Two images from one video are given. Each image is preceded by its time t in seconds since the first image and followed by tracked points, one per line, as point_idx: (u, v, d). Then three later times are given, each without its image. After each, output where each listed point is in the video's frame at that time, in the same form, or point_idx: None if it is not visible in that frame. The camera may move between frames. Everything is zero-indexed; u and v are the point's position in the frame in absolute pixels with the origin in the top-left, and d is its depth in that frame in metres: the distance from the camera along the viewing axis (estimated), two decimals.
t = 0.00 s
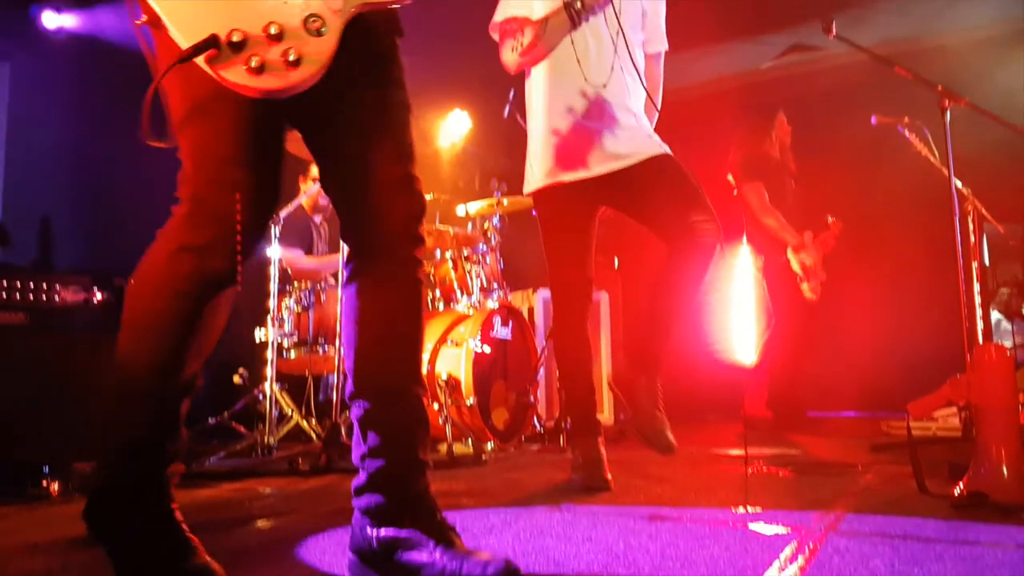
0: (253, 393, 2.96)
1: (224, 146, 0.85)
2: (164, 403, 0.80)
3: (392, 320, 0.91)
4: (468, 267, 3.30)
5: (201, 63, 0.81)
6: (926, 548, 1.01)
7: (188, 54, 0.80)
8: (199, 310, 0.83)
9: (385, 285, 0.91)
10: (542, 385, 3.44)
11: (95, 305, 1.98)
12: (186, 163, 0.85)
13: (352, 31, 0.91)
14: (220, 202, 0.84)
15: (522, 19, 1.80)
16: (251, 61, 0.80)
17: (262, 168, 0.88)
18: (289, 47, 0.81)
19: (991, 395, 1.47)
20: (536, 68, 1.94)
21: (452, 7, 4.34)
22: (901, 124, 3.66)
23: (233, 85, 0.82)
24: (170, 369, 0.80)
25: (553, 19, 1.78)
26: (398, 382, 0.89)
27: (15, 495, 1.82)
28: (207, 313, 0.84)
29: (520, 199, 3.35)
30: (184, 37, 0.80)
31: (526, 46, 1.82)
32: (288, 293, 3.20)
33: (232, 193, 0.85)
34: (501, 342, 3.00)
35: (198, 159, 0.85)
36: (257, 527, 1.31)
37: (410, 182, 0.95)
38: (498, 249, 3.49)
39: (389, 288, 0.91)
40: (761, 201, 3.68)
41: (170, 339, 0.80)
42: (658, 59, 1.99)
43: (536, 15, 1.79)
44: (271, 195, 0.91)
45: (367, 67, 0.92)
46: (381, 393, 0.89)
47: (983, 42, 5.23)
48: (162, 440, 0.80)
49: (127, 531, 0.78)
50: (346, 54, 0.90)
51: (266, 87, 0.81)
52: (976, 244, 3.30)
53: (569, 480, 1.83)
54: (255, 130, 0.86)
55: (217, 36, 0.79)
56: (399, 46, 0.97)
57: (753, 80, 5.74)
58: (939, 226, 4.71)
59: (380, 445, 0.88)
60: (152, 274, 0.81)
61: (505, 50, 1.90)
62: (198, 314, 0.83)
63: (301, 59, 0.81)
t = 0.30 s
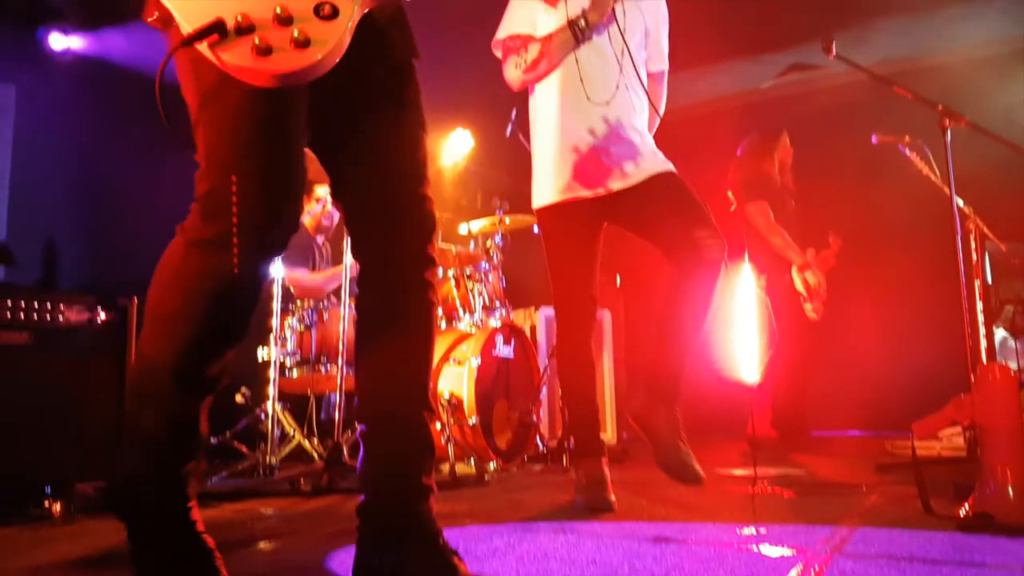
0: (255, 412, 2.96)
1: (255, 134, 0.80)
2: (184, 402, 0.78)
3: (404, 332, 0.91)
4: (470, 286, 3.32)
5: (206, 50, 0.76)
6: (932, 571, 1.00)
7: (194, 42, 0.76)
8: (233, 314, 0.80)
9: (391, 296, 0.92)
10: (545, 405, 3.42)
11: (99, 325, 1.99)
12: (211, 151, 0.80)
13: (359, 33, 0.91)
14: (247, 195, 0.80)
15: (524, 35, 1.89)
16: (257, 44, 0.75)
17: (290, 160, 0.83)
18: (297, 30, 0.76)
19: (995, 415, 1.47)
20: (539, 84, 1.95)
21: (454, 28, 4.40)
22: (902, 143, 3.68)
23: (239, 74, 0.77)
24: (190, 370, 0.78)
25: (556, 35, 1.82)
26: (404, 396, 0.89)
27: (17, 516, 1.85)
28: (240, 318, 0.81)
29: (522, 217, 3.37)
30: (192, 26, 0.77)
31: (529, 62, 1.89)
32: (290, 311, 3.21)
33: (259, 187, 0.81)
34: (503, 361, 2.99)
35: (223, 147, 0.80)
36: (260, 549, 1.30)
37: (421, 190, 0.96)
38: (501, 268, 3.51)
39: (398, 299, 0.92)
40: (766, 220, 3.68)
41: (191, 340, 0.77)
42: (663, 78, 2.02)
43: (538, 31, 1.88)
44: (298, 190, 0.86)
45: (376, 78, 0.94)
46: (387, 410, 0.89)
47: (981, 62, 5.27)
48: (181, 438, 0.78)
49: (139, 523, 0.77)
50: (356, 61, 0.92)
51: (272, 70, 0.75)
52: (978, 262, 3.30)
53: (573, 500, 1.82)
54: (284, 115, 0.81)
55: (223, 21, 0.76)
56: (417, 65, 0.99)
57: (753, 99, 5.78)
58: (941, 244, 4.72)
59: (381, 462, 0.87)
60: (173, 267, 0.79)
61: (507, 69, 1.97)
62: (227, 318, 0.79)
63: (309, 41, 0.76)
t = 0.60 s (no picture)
0: (256, 432, 2.95)
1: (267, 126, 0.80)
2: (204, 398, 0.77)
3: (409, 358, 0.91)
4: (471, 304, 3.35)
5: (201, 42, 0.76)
6: None
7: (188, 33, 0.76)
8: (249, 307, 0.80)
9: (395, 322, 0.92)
10: (548, 425, 3.41)
11: (103, 345, 2.00)
12: (220, 149, 0.80)
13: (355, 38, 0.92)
14: (257, 188, 0.80)
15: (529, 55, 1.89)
16: (250, 31, 0.75)
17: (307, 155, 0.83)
18: (292, 16, 0.76)
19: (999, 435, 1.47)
20: (544, 103, 1.97)
21: (458, 49, 4.44)
22: (903, 162, 3.70)
23: (235, 66, 0.77)
24: (208, 364, 0.77)
25: (560, 55, 1.83)
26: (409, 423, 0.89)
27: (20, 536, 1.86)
28: (256, 310, 0.81)
29: (524, 236, 3.38)
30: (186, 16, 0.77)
31: (534, 81, 1.88)
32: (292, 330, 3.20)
33: (270, 179, 0.80)
34: (506, 380, 2.99)
35: (222, 130, 0.80)
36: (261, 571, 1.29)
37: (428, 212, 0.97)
38: (503, 287, 3.52)
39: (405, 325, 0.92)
40: (765, 238, 3.68)
41: (201, 332, 0.77)
42: (665, 96, 2.02)
43: (542, 50, 1.88)
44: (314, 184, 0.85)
45: (378, 90, 0.95)
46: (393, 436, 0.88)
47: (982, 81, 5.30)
48: (197, 429, 0.77)
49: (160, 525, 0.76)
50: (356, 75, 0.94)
51: (266, 59, 0.75)
52: (981, 280, 3.31)
53: (576, 521, 1.81)
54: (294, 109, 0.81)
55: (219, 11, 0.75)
56: (423, 80, 1.00)
57: (754, 119, 5.81)
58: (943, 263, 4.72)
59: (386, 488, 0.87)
60: (185, 261, 0.79)
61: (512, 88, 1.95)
62: (241, 310, 0.79)
63: (305, 28, 0.75)
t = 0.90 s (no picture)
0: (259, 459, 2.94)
1: (269, 120, 0.81)
2: (227, 400, 0.74)
3: (415, 362, 0.92)
4: (474, 329, 3.37)
5: (194, 41, 0.78)
6: None
7: (180, 33, 0.78)
8: (265, 309, 0.78)
9: (404, 326, 0.93)
10: (552, 451, 3.39)
11: (105, 371, 1.99)
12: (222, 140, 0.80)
13: (371, 58, 0.94)
14: (251, 178, 0.79)
15: (537, 79, 1.92)
16: (242, 27, 0.77)
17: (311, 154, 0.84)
18: (285, 14, 0.78)
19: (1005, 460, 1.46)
20: (552, 127, 1.99)
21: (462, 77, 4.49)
22: (905, 187, 3.72)
23: (228, 66, 0.79)
24: (221, 347, 0.75)
25: (569, 78, 1.85)
26: (414, 426, 0.90)
27: (20, 562, 1.86)
28: (273, 314, 0.79)
29: (528, 262, 3.38)
30: (178, 15, 0.79)
31: (542, 105, 1.91)
32: (295, 356, 3.21)
33: (266, 166, 0.80)
34: (510, 406, 2.99)
35: (222, 122, 0.81)
36: None
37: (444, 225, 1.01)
38: (507, 311, 3.51)
39: (414, 330, 0.94)
40: (766, 262, 3.71)
41: (215, 315, 0.75)
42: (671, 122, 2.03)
43: (550, 75, 1.92)
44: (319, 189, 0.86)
45: (390, 107, 0.97)
46: (399, 438, 0.89)
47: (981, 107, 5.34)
48: (215, 413, 0.73)
49: (183, 542, 0.70)
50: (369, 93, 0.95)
51: (258, 54, 0.77)
52: (985, 305, 3.31)
53: (580, 548, 1.80)
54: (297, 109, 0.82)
55: (211, 12, 0.78)
56: (432, 101, 1.03)
57: (756, 145, 5.85)
58: (947, 288, 4.72)
59: (390, 489, 0.87)
60: (194, 251, 0.78)
61: (521, 111, 1.98)
62: (252, 293, 0.77)
63: (297, 23, 0.78)
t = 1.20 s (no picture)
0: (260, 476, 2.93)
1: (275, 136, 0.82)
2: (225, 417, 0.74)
3: (419, 366, 0.93)
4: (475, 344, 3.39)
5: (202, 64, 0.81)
6: None
7: (188, 55, 0.81)
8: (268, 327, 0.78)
9: (411, 339, 0.94)
10: (555, 468, 3.38)
11: (107, 386, 1.99)
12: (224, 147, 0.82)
13: (374, 69, 0.97)
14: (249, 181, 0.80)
15: (543, 89, 1.91)
16: (248, 53, 0.79)
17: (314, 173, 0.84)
18: (288, 37, 0.80)
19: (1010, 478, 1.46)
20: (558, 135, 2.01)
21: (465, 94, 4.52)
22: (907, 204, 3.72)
23: (232, 89, 0.81)
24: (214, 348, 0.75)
25: (576, 88, 1.83)
26: (420, 431, 0.90)
27: None
28: (272, 317, 0.79)
29: (530, 277, 3.35)
30: (184, 37, 0.81)
31: (547, 116, 1.88)
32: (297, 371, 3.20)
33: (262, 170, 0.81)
34: (512, 422, 2.98)
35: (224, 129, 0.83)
36: None
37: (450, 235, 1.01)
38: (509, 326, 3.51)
39: (422, 338, 0.94)
40: (770, 275, 3.67)
41: (209, 315, 0.76)
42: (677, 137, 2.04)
43: (556, 85, 1.92)
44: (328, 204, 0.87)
45: (393, 117, 0.98)
46: (402, 443, 0.89)
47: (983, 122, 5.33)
48: (206, 413, 0.73)
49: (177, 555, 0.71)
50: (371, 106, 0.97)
51: (264, 83, 0.80)
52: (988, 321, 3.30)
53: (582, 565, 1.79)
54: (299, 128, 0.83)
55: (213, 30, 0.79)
56: (440, 112, 1.03)
57: (757, 161, 5.87)
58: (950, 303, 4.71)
59: (396, 496, 0.87)
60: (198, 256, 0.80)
61: (526, 121, 1.95)
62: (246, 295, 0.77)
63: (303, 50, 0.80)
